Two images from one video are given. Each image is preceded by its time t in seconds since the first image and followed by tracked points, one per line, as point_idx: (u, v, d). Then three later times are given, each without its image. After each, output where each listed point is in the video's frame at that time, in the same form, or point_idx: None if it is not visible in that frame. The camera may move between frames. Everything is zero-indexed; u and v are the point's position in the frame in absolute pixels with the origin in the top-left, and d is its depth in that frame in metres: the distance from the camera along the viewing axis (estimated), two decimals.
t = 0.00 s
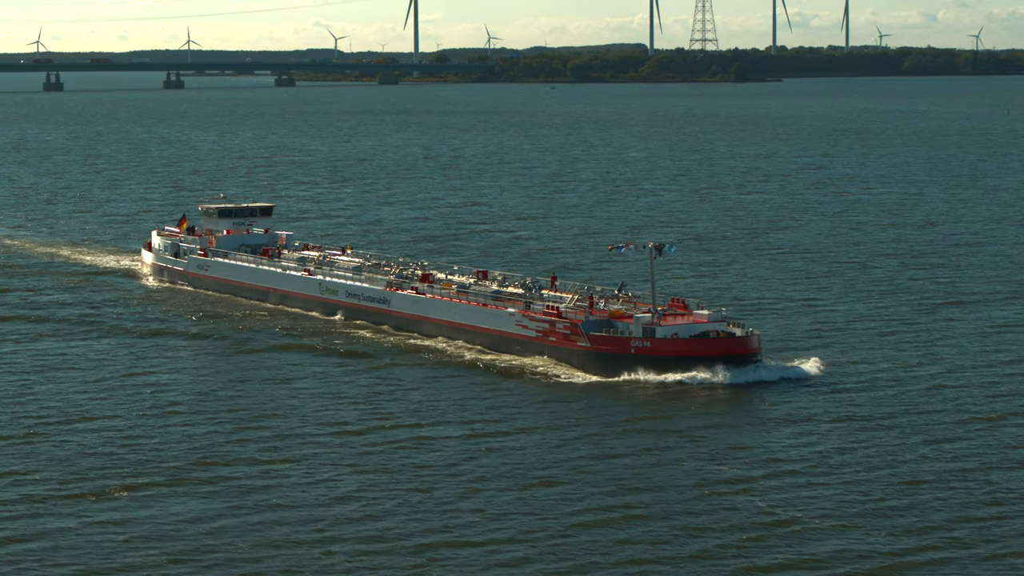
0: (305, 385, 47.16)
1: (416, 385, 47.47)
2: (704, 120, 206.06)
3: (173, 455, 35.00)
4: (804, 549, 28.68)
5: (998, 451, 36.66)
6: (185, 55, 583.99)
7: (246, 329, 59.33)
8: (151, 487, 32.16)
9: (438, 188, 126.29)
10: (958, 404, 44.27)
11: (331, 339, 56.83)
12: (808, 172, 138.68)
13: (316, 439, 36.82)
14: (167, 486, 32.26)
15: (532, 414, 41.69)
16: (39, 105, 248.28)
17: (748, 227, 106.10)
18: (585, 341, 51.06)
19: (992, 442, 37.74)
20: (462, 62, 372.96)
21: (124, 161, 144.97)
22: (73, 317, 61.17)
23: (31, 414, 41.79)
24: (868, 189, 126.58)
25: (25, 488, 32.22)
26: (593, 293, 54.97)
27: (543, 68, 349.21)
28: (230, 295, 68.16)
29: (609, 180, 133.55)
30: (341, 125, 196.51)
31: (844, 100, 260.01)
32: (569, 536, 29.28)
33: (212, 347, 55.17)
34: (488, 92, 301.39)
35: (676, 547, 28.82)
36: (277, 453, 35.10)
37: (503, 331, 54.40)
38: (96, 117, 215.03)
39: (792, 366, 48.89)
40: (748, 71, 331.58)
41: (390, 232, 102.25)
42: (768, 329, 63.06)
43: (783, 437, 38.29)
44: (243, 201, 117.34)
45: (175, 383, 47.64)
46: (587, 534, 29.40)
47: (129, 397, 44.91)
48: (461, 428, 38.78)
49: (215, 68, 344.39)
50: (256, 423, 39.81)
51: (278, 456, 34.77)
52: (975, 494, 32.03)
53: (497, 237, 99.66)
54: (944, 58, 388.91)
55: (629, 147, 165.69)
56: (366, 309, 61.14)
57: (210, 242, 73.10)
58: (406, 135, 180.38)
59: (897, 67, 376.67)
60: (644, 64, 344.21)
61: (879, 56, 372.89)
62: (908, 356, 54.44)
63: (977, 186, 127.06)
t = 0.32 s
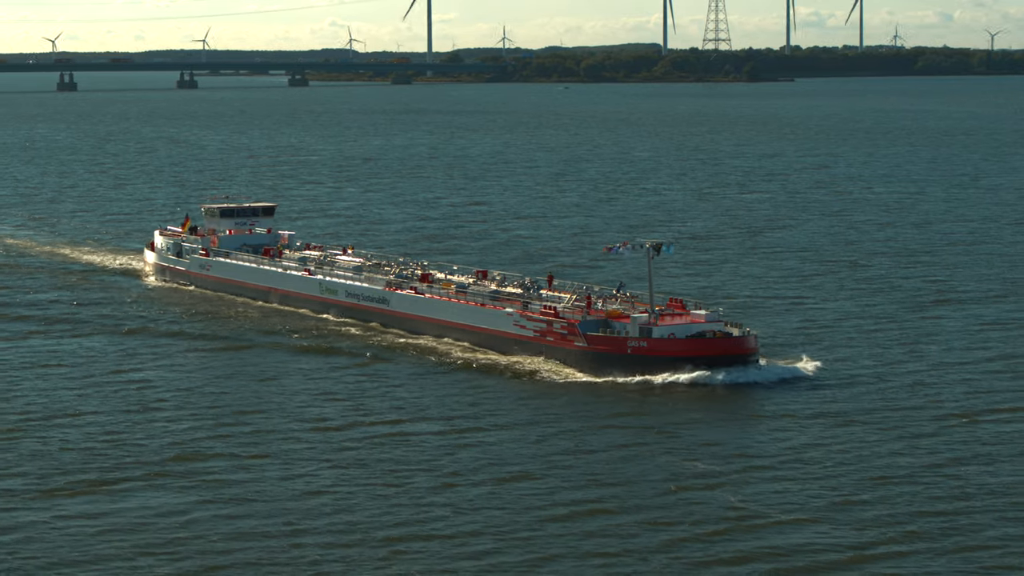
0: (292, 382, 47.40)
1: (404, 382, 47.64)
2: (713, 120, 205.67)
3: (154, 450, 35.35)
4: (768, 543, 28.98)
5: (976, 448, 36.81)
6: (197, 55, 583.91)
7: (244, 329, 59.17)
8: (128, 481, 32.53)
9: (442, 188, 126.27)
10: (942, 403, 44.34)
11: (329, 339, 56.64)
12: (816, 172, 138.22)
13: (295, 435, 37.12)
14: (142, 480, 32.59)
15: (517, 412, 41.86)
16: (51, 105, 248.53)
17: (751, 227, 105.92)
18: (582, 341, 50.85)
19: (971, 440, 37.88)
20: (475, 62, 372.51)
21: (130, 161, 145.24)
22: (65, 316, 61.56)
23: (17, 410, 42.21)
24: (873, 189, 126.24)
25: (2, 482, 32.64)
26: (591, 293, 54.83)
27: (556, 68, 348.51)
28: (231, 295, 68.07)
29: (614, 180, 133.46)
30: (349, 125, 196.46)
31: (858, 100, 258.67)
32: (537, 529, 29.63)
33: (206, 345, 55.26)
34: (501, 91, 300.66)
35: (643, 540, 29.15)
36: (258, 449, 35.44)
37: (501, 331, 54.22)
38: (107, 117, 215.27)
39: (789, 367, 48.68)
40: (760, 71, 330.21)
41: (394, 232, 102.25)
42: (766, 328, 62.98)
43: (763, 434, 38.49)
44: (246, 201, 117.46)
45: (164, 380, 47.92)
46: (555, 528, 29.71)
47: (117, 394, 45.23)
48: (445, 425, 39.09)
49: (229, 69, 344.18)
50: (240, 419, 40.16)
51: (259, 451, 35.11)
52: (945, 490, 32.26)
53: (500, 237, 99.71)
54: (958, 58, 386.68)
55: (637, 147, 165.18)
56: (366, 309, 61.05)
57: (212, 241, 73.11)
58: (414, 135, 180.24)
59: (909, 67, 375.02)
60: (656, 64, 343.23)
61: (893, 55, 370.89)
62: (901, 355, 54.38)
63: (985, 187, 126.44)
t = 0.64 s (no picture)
0: (280, 380, 47.54)
1: (393, 380, 47.73)
2: (721, 120, 205.17)
3: (133, 445, 35.58)
4: (733, 536, 29.11)
5: (954, 445, 36.84)
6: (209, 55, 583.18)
7: (241, 329, 58.92)
8: (105, 475, 32.80)
9: (446, 187, 126.21)
10: (926, 402, 44.33)
11: (327, 338, 56.39)
12: (824, 173, 137.54)
13: (274, 431, 37.31)
14: (119, 474, 32.82)
15: (502, 409, 41.97)
16: (65, 105, 248.84)
17: (755, 227, 105.64)
18: (580, 340, 50.60)
19: (950, 437, 37.88)
20: (488, 61, 371.71)
21: (137, 161, 145.59)
22: (57, 314, 61.88)
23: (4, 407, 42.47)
24: (876, 189, 125.84)
25: None
26: (589, 293, 54.63)
27: (570, 67, 347.62)
28: (231, 294, 67.88)
29: (618, 180, 133.35)
30: (358, 126, 196.46)
31: (872, 100, 256.99)
32: (506, 522, 29.79)
33: (200, 344, 55.30)
34: (515, 91, 299.72)
35: (610, 533, 29.30)
36: (237, 444, 35.64)
37: (499, 330, 53.93)
38: (120, 118, 215.36)
39: (787, 367, 48.47)
40: (775, 71, 328.32)
41: (398, 232, 102.19)
42: (764, 327, 62.77)
43: (742, 431, 38.57)
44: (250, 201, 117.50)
45: (154, 378, 48.12)
46: (523, 520, 29.85)
47: (104, 391, 45.50)
48: (426, 421, 39.24)
49: (243, 70, 343.72)
50: (223, 416, 40.36)
51: (236, 446, 35.32)
52: (916, 486, 32.30)
53: (503, 237, 99.69)
54: (973, 58, 383.92)
55: (645, 147, 164.70)
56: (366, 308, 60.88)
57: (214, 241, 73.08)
58: (422, 135, 179.96)
59: (922, 68, 373.44)
60: (670, 64, 341.89)
61: (907, 55, 368.35)
62: (895, 354, 54.19)
63: (994, 187, 125.55)
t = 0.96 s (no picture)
0: (271, 377, 47.83)
1: (383, 377, 47.98)
2: (729, 120, 204.62)
3: (117, 440, 36.01)
4: (698, 530, 29.46)
5: (929, 441, 37.08)
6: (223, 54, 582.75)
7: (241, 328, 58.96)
8: (87, 469, 33.26)
9: (452, 187, 126.10)
10: (912, 400, 44.42)
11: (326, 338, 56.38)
12: (833, 173, 136.93)
13: (258, 427, 37.68)
14: (100, 469, 33.21)
15: (487, 405, 42.20)
16: (78, 104, 249.22)
17: (759, 227, 105.42)
18: (578, 340, 50.59)
19: (927, 432, 38.05)
20: (501, 62, 370.93)
21: (145, 160, 145.92)
22: (52, 313, 62.34)
23: None
24: (881, 190, 125.38)
25: None
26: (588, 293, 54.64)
27: (584, 67, 346.83)
28: (234, 294, 67.89)
29: (624, 180, 133.24)
30: (367, 125, 196.38)
31: (886, 100, 255.33)
32: (477, 514, 30.18)
33: (196, 342, 55.49)
34: (530, 91, 299.01)
35: (578, 525, 29.66)
36: (218, 440, 36.03)
37: (498, 330, 53.89)
38: (132, 117, 215.74)
39: (785, 366, 48.36)
40: (790, 70, 325.72)
41: (402, 232, 102.24)
42: (762, 326, 62.76)
43: (724, 429, 38.81)
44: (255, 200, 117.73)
45: (145, 375, 48.48)
46: (493, 513, 30.24)
47: (93, 387, 45.90)
48: (408, 418, 39.53)
49: (258, 70, 343.42)
50: (208, 412, 40.73)
51: (218, 442, 35.74)
52: (886, 481, 32.59)
53: (507, 237, 99.74)
54: (989, 57, 380.91)
55: (653, 146, 164.29)
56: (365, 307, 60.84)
57: (218, 241, 73.14)
58: (431, 135, 179.80)
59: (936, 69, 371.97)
60: (684, 63, 340.22)
61: (923, 55, 365.46)
62: (887, 352, 54.23)
63: (1002, 188, 124.81)
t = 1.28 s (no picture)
0: (262, 374, 48.12)
1: (372, 374, 48.26)
2: (740, 120, 204.09)
3: (101, 435, 36.49)
4: (665, 522, 29.82)
5: (908, 435, 37.27)
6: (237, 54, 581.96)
7: (241, 327, 58.93)
8: (68, 462, 33.72)
9: (459, 188, 125.92)
10: (899, 396, 44.47)
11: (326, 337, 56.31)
12: (842, 173, 136.40)
13: (242, 423, 38.06)
14: (81, 463, 33.61)
15: (473, 402, 42.48)
16: (93, 104, 249.85)
17: (764, 227, 105.35)
18: (576, 341, 50.47)
19: (908, 427, 38.22)
20: (516, 61, 370.03)
21: (153, 160, 146.40)
22: (48, 311, 62.82)
23: None
24: (887, 190, 125.04)
25: None
26: (587, 293, 54.53)
27: (599, 67, 345.83)
28: (237, 293, 67.85)
29: (629, 180, 133.20)
30: (376, 125, 196.47)
31: (901, 100, 253.65)
32: (448, 507, 30.56)
33: (193, 340, 55.65)
34: (545, 91, 298.07)
35: (547, 517, 30.02)
36: (200, 434, 36.44)
37: (498, 330, 53.73)
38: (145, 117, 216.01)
39: (784, 367, 48.12)
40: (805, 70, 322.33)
41: (406, 232, 102.25)
42: (761, 325, 62.68)
43: (706, 425, 39.06)
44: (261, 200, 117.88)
45: (136, 372, 48.88)
46: (464, 506, 30.63)
47: (82, 384, 46.35)
48: (393, 414, 39.83)
49: (273, 70, 342.87)
50: (195, 407, 41.14)
51: (199, 437, 36.14)
52: (857, 475, 32.89)
53: (511, 237, 99.75)
54: (1007, 57, 377.59)
55: (663, 147, 163.88)
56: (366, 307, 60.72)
57: (221, 240, 72.81)
58: (441, 135, 179.64)
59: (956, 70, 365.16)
60: (699, 63, 338.07)
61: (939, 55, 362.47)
62: (881, 350, 54.15)
63: (1012, 189, 124.09)
